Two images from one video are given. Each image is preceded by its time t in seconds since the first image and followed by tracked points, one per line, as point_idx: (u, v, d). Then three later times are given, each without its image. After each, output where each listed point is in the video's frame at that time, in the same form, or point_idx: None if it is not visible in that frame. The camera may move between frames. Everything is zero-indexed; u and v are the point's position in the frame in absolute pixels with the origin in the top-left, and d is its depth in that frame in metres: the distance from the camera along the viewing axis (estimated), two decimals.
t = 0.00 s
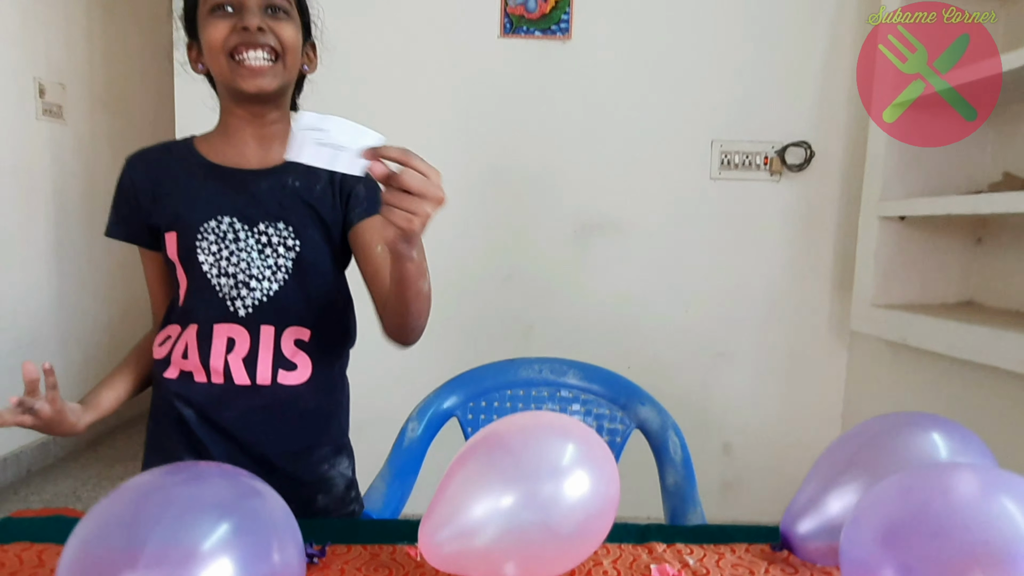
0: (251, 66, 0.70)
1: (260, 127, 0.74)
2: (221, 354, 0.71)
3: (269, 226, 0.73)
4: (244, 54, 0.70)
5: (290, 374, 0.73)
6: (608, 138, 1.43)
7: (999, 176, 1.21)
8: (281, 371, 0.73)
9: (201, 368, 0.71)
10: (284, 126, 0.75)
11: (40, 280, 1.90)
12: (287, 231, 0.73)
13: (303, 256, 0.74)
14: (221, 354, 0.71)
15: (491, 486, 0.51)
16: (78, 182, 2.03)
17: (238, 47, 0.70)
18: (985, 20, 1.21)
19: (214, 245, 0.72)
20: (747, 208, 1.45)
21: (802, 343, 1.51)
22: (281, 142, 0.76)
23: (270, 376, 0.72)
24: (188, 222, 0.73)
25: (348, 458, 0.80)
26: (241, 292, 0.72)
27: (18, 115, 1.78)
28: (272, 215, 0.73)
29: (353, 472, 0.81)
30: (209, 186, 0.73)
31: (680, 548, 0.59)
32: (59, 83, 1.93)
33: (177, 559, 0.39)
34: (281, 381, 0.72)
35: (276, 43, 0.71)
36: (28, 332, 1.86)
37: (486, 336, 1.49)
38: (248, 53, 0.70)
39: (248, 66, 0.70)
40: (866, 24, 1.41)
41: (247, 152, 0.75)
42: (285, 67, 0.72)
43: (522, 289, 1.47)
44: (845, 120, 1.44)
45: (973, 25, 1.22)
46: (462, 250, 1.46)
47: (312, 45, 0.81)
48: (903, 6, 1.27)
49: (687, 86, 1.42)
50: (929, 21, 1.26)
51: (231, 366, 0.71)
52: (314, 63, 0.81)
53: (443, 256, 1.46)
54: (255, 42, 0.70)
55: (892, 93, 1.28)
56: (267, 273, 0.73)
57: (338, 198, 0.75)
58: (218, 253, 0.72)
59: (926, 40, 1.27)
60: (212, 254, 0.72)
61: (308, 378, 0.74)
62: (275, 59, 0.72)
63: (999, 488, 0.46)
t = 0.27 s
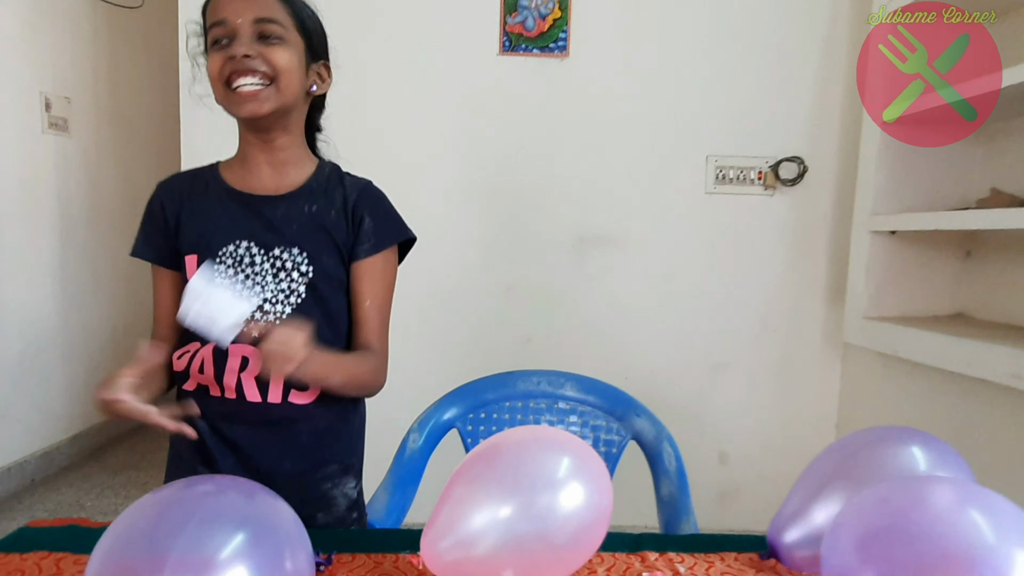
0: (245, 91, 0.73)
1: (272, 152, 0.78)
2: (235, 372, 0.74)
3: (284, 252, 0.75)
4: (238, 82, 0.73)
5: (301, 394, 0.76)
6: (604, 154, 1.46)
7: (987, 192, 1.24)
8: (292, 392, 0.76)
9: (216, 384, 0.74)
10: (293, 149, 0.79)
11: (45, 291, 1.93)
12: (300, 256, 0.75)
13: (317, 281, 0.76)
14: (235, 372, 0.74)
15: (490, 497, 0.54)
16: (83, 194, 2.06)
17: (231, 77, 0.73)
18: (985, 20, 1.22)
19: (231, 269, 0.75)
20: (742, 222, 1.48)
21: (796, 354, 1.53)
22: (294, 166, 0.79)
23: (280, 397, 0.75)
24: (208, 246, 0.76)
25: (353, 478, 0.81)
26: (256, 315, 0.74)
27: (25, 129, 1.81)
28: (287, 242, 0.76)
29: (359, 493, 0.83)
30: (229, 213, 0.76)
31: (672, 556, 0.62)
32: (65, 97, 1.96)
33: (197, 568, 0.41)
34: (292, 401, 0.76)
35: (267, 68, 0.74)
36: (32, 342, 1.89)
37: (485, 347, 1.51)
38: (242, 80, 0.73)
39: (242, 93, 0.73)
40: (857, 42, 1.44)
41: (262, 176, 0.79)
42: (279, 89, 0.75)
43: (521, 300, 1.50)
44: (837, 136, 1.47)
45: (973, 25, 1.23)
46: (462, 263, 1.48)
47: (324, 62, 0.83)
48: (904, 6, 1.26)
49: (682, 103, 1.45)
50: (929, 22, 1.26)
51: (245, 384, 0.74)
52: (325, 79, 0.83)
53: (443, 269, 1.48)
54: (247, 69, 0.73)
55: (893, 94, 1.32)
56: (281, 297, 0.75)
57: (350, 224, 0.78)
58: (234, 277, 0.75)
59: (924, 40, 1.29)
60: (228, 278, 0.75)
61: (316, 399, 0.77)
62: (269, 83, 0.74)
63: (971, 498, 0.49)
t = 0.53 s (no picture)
0: (250, 114, 0.75)
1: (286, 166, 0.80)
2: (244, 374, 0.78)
3: (291, 255, 0.77)
4: (244, 107, 0.75)
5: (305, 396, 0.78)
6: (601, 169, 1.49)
7: (976, 209, 1.27)
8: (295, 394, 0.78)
9: (226, 387, 0.79)
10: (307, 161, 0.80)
11: (49, 302, 1.95)
12: (306, 260, 0.77)
13: (323, 282, 0.78)
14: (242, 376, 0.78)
15: (489, 509, 0.56)
16: (88, 206, 2.08)
17: (239, 102, 0.75)
18: (985, 20, 1.20)
19: (241, 272, 0.78)
20: (736, 237, 1.50)
21: (790, 366, 1.56)
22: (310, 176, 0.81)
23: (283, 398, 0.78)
24: (222, 249, 0.80)
25: (362, 487, 0.82)
26: (262, 317, 0.78)
27: (31, 142, 1.84)
28: (294, 244, 0.78)
29: (368, 502, 0.83)
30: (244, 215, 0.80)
31: (664, 566, 0.64)
32: (71, 110, 1.99)
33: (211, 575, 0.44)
34: (295, 403, 0.78)
35: (269, 90, 0.74)
36: (36, 352, 1.91)
37: (484, 359, 1.54)
38: (248, 104, 0.75)
39: (247, 116, 0.75)
40: (848, 61, 1.48)
41: (279, 186, 0.81)
42: (281, 110, 0.75)
43: (520, 313, 1.53)
44: (829, 152, 1.50)
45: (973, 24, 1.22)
46: (461, 276, 1.51)
47: (340, 75, 0.81)
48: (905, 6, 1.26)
49: (678, 120, 1.48)
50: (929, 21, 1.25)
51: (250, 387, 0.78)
52: (339, 92, 0.81)
53: (442, 282, 1.51)
54: (251, 94, 0.74)
55: (893, 93, 1.35)
56: (286, 300, 0.77)
57: (359, 227, 0.78)
58: (243, 280, 0.78)
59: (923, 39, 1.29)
60: (238, 281, 0.78)
61: (320, 402, 0.79)
62: (272, 105, 0.75)
63: (946, 511, 0.51)
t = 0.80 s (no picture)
0: (278, 131, 0.77)
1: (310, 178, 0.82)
2: (267, 383, 0.81)
3: (314, 271, 0.79)
4: (272, 124, 0.77)
5: (326, 407, 0.80)
6: (599, 181, 1.51)
7: (967, 221, 1.29)
8: (316, 404, 0.80)
9: (248, 395, 0.81)
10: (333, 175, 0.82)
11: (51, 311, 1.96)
12: (329, 276, 0.79)
13: (345, 299, 0.79)
14: (266, 385, 0.81)
15: (487, 517, 0.58)
16: (90, 215, 2.10)
17: (267, 119, 0.77)
18: (985, 20, 1.10)
19: (266, 286, 0.80)
20: (732, 248, 1.53)
21: (786, 376, 1.57)
22: (335, 187, 0.83)
23: (304, 408, 0.80)
24: (248, 263, 0.82)
25: (377, 490, 0.84)
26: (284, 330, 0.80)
27: (34, 152, 1.85)
28: (318, 260, 0.79)
29: (382, 504, 0.86)
30: (270, 230, 0.82)
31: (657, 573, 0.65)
32: (74, 121, 2.00)
33: None
34: (315, 412, 0.80)
35: (297, 108, 0.76)
36: (37, 360, 1.92)
37: (483, 368, 1.55)
38: (276, 121, 0.77)
39: (275, 133, 0.77)
40: (841, 76, 1.50)
41: (302, 197, 0.82)
42: (309, 126, 0.78)
43: (517, 323, 1.54)
44: (823, 165, 1.52)
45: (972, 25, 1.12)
46: (460, 286, 1.53)
47: (363, 88, 0.84)
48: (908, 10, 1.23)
49: (674, 133, 1.50)
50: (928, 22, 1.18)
51: (273, 396, 0.80)
52: (362, 106, 0.84)
53: (442, 292, 1.53)
54: (280, 111, 0.76)
55: (894, 92, 1.36)
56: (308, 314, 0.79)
57: (382, 245, 0.80)
58: (268, 294, 0.80)
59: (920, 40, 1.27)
60: (263, 294, 0.80)
61: (341, 412, 0.81)
62: (299, 121, 0.77)
63: (928, 521, 0.53)
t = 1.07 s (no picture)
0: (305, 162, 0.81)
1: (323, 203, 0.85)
2: (267, 392, 0.83)
3: (313, 288, 0.82)
4: (300, 154, 0.81)
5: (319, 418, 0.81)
6: (596, 190, 1.52)
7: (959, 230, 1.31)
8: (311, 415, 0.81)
9: (251, 400, 0.84)
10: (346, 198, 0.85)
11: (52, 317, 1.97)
12: (326, 292, 0.81)
13: (343, 317, 0.81)
14: (266, 393, 0.83)
15: (484, 524, 0.59)
16: (92, 222, 2.12)
17: (295, 149, 0.81)
18: (985, 20, 1.07)
19: (271, 300, 0.84)
20: (728, 256, 1.54)
21: (782, 382, 1.59)
22: (344, 208, 0.85)
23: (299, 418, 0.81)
24: (258, 278, 0.86)
25: (372, 499, 0.86)
26: (286, 343, 0.82)
27: (36, 160, 1.87)
28: (317, 277, 0.82)
29: (376, 513, 0.87)
30: (278, 248, 0.85)
31: None
32: (75, 129, 2.02)
33: None
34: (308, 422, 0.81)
35: (326, 141, 0.81)
36: (38, 367, 1.94)
37: (481, 375, 1.57)
38: (304, 152, 0.81)
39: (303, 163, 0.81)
40: (836, 87, 1.52)
41: (312, 219, 0.86)
42: (335, 160, 0.82)
43: (515, 330, 1.56)
44: (818, 174, 1.54)
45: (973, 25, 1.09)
46: (459, 293, 1.54)
47: (379, 120, 0.89)
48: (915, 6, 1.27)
49: (670, 142, 1.52)
50: (930, 23, 1.16)
51: (271, 404, 0.82)
52: (378, 136, 0.89)
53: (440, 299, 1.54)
54: (308, 143, 0.80)
55: (891, 93, 1.37)
56: (308, 329, 0.82)
57: (379, 265, 0.81)
58: (273, 307, 0.83)
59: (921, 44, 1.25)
60: (268, 307, 0.84)
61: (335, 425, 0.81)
62: (326, 155, 0.82)
63: (914, 529, 0.54)
